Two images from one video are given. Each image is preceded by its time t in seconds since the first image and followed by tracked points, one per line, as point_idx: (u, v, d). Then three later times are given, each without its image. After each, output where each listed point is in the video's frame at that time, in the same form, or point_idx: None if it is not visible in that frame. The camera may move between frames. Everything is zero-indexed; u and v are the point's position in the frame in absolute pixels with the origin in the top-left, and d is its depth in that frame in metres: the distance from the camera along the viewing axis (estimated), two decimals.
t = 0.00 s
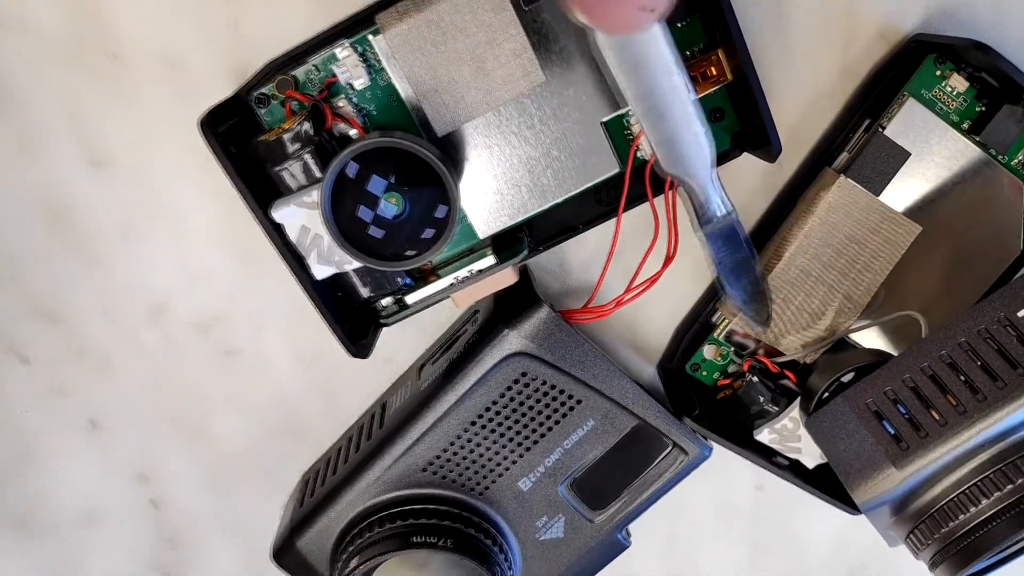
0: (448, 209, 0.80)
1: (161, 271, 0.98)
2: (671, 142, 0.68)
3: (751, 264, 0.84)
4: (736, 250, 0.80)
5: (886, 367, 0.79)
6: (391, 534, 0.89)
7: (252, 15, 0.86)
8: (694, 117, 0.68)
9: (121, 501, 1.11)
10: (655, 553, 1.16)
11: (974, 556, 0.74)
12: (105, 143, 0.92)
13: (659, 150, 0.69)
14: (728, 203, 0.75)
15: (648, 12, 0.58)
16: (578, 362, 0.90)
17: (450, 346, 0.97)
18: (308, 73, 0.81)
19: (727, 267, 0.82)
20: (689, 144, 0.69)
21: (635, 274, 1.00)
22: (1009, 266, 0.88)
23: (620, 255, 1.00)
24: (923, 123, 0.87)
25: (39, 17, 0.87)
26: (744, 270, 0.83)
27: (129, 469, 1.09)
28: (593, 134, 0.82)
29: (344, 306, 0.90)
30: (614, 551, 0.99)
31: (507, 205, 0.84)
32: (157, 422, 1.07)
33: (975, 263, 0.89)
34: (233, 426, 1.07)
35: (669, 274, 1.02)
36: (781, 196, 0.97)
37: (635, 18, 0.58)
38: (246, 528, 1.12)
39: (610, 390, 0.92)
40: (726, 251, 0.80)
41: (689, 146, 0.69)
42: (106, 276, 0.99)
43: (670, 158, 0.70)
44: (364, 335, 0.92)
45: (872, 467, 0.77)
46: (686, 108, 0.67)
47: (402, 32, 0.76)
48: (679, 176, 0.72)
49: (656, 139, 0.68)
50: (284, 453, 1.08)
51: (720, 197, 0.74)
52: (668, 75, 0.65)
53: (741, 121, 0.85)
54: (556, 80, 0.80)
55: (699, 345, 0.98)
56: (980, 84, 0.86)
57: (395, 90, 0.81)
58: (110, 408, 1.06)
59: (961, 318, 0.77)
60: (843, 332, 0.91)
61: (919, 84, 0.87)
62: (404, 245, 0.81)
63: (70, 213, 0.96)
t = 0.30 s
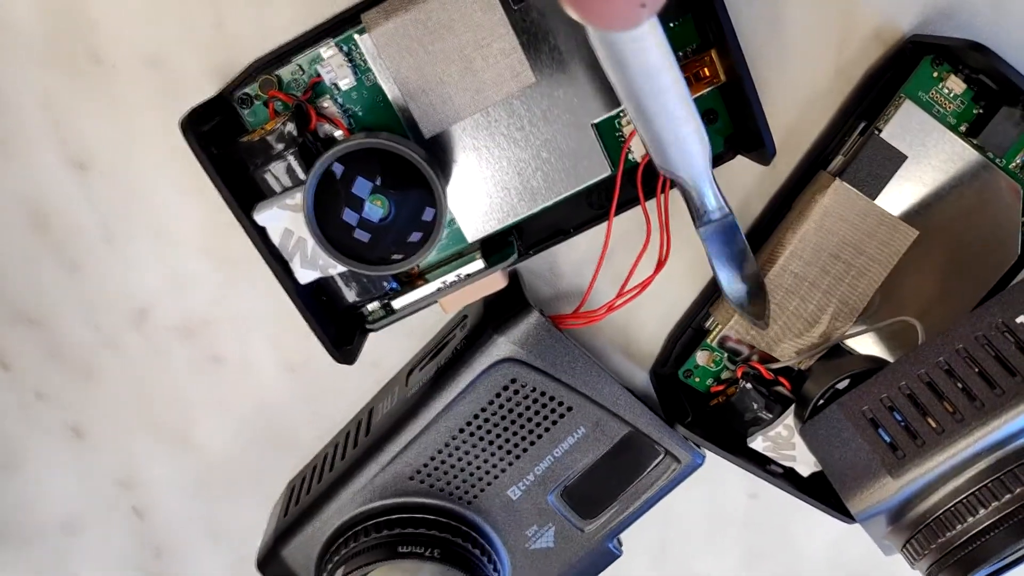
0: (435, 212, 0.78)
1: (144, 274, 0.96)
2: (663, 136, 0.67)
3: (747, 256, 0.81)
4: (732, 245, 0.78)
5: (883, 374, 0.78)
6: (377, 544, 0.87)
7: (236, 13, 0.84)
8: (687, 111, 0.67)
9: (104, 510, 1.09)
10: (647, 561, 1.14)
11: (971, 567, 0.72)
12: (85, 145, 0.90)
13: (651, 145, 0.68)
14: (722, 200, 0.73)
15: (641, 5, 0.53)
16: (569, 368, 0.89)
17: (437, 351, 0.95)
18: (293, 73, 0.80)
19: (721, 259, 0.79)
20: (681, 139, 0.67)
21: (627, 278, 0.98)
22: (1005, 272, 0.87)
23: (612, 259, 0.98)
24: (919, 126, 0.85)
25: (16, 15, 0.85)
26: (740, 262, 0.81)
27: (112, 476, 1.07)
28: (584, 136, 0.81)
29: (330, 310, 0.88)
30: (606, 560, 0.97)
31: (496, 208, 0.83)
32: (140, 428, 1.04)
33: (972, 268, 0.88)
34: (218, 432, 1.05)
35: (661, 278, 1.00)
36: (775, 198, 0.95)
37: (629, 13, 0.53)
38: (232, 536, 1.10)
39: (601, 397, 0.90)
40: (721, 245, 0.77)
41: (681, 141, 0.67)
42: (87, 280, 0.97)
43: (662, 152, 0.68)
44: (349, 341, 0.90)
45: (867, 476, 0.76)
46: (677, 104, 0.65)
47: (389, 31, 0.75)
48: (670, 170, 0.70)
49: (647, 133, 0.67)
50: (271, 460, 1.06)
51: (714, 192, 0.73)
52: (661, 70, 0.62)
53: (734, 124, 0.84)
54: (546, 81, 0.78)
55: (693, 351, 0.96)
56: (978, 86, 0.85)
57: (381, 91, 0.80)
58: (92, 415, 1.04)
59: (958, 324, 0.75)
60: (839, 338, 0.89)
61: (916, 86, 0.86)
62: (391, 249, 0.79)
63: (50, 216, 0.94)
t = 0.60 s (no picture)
0: (419, 210, 0.77)
1: (125, 273, 0.95)
2: (655, 133, 0.67)
3: (736, 264, 0.78)
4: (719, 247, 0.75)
5: (872, 377, 0.76)
6: (359, 547, 0.86)
7: (218, 8, 0.83)
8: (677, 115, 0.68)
9: (85, 512, 1.08)
10: (635, 566, 1.12)
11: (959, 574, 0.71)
12: (66, 141, 0.88)
13: (641, 143, 0.68)
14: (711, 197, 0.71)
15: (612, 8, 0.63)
16: (555, 369, 0.87)
17: (422, 352, 0.93)
18: (275, 69, 0.78)
19: (710, 264, 0.77)
20: (674, 139, 0.67)
21: (614, 278, 0.97)
22: (998, 272, 0.86)
23: (600, 260, 0.97)
24: (910, 126, 0.84)
25: None
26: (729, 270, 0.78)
27: (93, 478, 1.06)
28: (570, 133, 0.80)
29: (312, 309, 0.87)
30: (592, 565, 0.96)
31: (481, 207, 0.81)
32: (120, 429, 1.03)
33: (964, 269, 0.87)
34: (200, 433, 1.03)
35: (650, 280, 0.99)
36: (764, 198, 0.94)
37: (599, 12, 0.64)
38: (214, 539, 1.08)
39: (587, 399, 0.89)
40: (709, 248, 0.74)
41: (674, 141, 0.68)
42: (68, 278, 0.95)
43: (653, 151, 0.68)
44: (332, 341, 0.88)
45: (856, 480, 0.74)
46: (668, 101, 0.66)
47: (371, 26, 0.73)
48: (661, 172, 0.69)
49: (637, 131, 0.67)
50: (254, 462, 1.05)
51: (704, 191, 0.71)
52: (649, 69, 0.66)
53: (723, 121, 0.83)
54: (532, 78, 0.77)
55: (681, 353, 0.95)
56: (969, 86, 0.84)
57: (364, 87, 0.79)
58: (72, 415, 1.02)
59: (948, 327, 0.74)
60: (828, 340, 0.89)
61: (906, 86, 0.85)
62: (374, 248, 0.78)
63: (30, 213, 0.92)
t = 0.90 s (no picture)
0: (404, 199, 0.76)
1: (108, 260, 0.93)
2: (631, 145, 0.68)
3: (717, 275, 0.78)
4: (700, 257, 0.76)
5: (863, 370, 0.76)
6: (343, 539, 0.85)
7: None
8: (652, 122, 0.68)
9: (67, 502, 1.07)
10: (623, 561, 1.12)
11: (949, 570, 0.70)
12: (49, 126, 0.87)
13: (616, 154, 0.69)
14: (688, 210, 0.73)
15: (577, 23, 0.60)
16: (543, 361, 0.87)
17: (410, 343, 0.93)
18: (260, 55, 0.76)
19: (691, 274, 0.77)
20: (651, 151, 0.68)
21: (603, 269, 0.96)
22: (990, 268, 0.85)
23: (590, 251, 0.96)
24: (902, 118, 0.83)
25: None
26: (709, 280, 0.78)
27: (76, 467, 1.05)
28: (558, 123, 0.78)
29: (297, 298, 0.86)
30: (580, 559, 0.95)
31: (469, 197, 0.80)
32: (104, 419, 1.02)
33: (956, 265, 0.86)
34: (184, 423, 1.02)
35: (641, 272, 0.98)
36: (755, 192, 0.94)
37: (563, 28, 0.60)
38: (198, 531, 1.07)
39: (575, 391, 0.88)
40: (689, 259, 0.75)
41: (650, 152, 0.68)
42: (50, 265, 0.94)
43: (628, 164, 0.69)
44: (318, 330, 0.88)
45: (845, 475, 0.74)
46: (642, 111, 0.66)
47: (358, 12, 0.72)
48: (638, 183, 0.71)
49: (612, 143, 0.68)
50: (239, 453, 1.04)
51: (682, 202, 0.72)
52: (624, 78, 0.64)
53: (714, 112, 0.82)
54: (522, 64, 0.76)
55: (671, 346, 0.94)
56: (962, 78, 0.84)
57: (351, 74, 0.77)
58: (55, 404, 1.01)
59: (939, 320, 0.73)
60: (818, 335, 0.88)
61: (900, 78, 0.84)
62: (360, 237, 0.77)
63: (12, 198, 0.91)
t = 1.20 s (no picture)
0: (394, 189, 0.75)
1: (99, 252, 0.93)
2: (611, 137, 0.71)
3: (698, 275, 0.85)
4: (679, 253, 0.82)
5: (856, 366, 0.74)
6: (331, 535, 0.84)
7: None
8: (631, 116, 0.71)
9: (56, 496, 1.06)
10: (617, 561, 1.11)
11: (943, 569, 0.69)
12: (40, 116, 0.87)
13: (596, 146, 0.72)
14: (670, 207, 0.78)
15: (547, 12, 0.61)
16: (535, 355, 0.86)
17: (401, 337, 0.92)
18: (251, 43, 0.77)
19: (671, 271, 0.84)
20: (630, 143, 0.72)
21: (595, 263, 0.95)
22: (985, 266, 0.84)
23: (583, 246, 0.95)
24: (897, 112, 0.83)
25: None
26: (690, 279, 0.84)
27: (65, 462, 1.04)
28: (550, 114, 0.77)
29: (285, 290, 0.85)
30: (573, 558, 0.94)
31: (461, 189, 0.80)
32: (93, 412, 1.01)
33: (950, 263, 0.85)
34: (175, 417, 1.02)
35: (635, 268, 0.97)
36: (750, 187, 0.93)
37: (533, 19, 0.61)
38: (188, 526, 1.07)
39: (567, 387, 0.87)
40: (668, 255, 0.82)
41: (630, 144, 0.72)
42: (40, 257, 0.93)
43: (608, 155, 0.73)
44: (306, 322, 0.87)
45: (839, 471, 0.73)
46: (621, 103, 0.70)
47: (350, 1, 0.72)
48: (618, 176, 0.75)
49: (593, 135, 0.71)
50: (229, 447, 1.03)
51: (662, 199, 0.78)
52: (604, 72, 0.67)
53: (707, 104, 0.82)
54: (514, 55, 0.75)
55: (665, 342, 0.94)
56: (958, 72, 0.83)
57: (343, 63, 0.77)
58: (44, 397, 1.01)
59: (932, 316, 0.72)
60: (812, 332, 0.87)
61: (895, 72, 0.84)
62: (349, 227, 0.76)
63: (3, 189, 0.91)
